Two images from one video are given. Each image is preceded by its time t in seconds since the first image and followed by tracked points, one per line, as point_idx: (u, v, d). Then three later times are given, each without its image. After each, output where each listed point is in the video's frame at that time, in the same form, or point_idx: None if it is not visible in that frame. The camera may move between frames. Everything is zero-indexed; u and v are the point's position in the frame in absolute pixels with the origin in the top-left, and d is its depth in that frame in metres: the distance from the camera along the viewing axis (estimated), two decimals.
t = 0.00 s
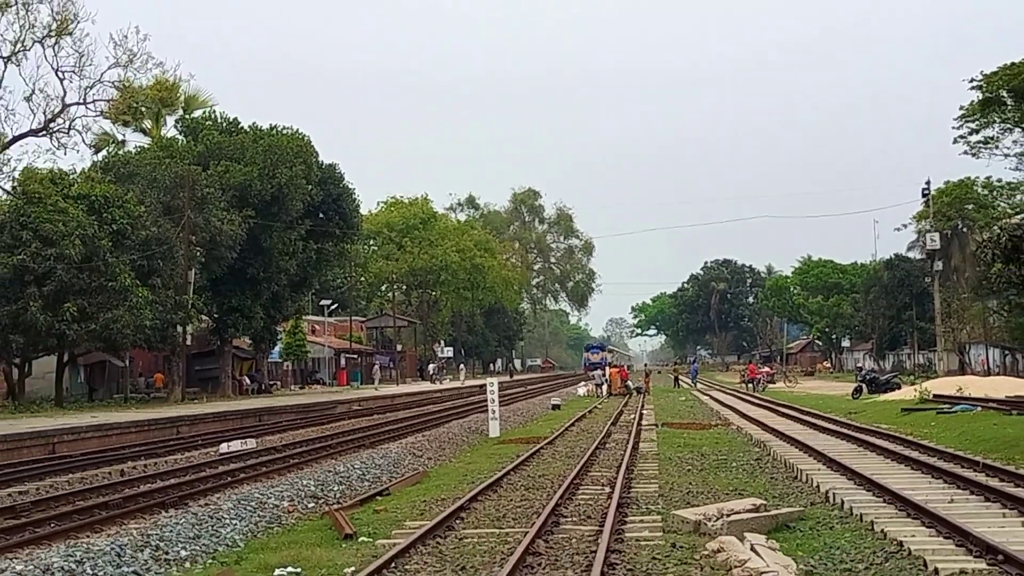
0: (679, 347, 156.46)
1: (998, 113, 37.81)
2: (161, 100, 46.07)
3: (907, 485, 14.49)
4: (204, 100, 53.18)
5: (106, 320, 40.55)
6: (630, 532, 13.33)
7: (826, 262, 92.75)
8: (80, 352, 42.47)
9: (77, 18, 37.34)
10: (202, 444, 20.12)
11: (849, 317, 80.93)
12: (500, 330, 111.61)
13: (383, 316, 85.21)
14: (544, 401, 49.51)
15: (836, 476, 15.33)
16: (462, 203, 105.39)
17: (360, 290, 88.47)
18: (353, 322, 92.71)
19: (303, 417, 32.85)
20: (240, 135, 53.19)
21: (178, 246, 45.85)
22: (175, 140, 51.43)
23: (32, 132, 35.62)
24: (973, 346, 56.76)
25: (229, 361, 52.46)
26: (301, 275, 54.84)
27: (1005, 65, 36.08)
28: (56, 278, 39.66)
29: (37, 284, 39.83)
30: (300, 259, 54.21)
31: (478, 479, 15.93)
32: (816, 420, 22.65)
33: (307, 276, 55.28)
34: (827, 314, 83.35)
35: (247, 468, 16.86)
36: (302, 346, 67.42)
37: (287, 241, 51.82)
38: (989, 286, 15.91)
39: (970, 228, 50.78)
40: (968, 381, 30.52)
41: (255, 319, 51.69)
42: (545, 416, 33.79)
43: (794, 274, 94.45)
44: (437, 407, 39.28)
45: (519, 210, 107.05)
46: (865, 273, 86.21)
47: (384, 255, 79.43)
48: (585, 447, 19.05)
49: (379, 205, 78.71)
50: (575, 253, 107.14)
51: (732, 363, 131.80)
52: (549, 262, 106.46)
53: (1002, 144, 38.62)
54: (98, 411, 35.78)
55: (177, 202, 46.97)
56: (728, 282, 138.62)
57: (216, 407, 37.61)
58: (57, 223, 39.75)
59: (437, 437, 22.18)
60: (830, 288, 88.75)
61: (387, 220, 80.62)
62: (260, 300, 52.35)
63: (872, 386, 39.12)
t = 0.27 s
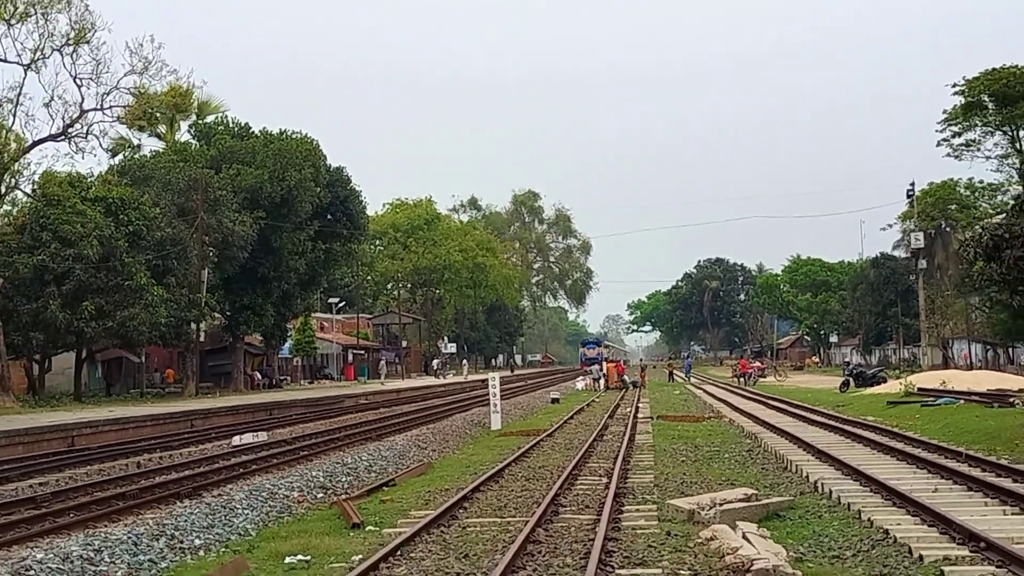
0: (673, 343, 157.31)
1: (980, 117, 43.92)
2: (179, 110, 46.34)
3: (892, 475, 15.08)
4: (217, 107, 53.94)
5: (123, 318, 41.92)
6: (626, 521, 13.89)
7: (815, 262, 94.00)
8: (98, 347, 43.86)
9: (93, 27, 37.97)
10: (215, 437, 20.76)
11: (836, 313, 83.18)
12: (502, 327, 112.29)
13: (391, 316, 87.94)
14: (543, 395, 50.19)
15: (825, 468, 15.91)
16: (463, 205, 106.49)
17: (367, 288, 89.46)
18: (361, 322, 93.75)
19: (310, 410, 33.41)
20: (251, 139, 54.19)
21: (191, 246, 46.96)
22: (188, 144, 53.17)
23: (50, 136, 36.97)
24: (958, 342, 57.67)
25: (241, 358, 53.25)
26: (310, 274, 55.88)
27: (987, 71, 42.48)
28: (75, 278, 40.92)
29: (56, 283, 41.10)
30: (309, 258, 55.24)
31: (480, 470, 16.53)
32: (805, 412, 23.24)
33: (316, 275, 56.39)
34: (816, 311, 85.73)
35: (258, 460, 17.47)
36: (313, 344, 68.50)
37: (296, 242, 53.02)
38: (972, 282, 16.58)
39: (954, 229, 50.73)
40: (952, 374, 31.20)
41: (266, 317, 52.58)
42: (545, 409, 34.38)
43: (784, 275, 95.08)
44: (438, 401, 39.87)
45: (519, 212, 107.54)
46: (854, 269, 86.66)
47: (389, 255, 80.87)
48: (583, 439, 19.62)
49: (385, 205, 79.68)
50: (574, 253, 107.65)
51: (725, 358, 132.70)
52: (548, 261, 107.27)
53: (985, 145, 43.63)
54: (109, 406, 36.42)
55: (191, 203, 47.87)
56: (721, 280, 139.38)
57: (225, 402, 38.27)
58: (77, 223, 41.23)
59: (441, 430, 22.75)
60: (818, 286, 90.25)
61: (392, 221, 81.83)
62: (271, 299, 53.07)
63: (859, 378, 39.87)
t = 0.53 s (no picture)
0: (669, 341, 158.22)
1: (965, 122, 43.98)
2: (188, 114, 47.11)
3: (881, 469, 15.56)
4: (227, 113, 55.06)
5: (137, 317, 42.68)
6: (624, 514, 14.37)
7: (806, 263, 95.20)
8: (113, 346, 44.97)
9: (107, 35, 38.60)
10: (225, 432, 21.32)
11: (827, 312, 83.91)
12: (504, 326, 112.87)
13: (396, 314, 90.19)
14: (543, 391, 50.80)
15: (816, 462, 16.39)
16: (466, 207, 108.27)
17: (371, 288, 90.27)
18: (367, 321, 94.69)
19: (317, 406, 33.96)
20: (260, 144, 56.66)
21: (202, 248, 48.05)
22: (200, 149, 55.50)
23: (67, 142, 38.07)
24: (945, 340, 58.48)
25: (251, 356, 55.34)
26: (319, 274, 57.61)
27: (972, 77, 42.64)
28: (90, 278, 41.61)
29: (72, 284, 41.80)
30: (319, 258, 56.72)
31: (482, 464, 17.03)
32: (797, 408, 23.72)
33: (324, 275, 58.09)
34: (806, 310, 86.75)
35: (266, 455, 17.97)
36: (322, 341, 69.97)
37: (304, 244, 54.78)
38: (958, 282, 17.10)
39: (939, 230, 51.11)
40: (940, 371, 31.80)
41: (275, 317, 54.14)
42: (546, 406, 34.91)
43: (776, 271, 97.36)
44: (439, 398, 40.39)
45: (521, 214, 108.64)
46: (846, 267, 87.37)
47: (394, 256, 83.13)
48: (582, 434, 20.10)
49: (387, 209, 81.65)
50: (573, 254, 108.14)
51: (720, 356, 133.63)
52: (547, 261, 107.82)
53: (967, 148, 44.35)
54: (120, 403, 36.96)
55: (202, 207, 49.37)
56: (715, 280, 140.04)
57: (232, 399, 38.88)
58: (93, 226, 41.90)
59: (444, 426, 23.25)
60: (809, 286, 91.42)
61: (396, 223, 84.25)
62: (280, 298, 54.65)
63: (849, 375, 40.52)
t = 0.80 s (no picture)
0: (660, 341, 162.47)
1: (942, 133, 45.25)
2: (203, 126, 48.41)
3: (862, 462, 16.33)
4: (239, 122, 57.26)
5: (151, 318, 45.21)
6: (617, 505, 15.13)
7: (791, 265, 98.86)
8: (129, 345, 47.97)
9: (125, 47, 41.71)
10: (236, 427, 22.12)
11: (809, 314, 86.29)
12: (503, 326, 114.03)
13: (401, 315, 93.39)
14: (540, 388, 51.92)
15: (801, 456, 17.15)
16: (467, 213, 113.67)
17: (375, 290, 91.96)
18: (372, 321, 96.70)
19: (322, 403, 34.80)
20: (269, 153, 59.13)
21: (215, 252, 50.07)
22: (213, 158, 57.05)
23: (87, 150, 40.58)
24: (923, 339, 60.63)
25: (262, 355, 57.67)
26: (325, 277, 59.32)
27: (948, 90, 44.26)
28: (108, 281, 44.36)
29: (92, 287, 44.61)
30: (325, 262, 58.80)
31: (482, 458, 17.80)
32: (783, 405, 24.51)
33: (331, 278, 59.74)
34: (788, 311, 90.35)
35: (276, 450, 18.74)
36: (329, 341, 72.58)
37: (312, 248, 56.73)
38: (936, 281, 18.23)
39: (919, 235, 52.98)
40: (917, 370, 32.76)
41: (283, 317, 56.31)
42: (543, 402, 35.80)
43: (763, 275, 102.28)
44: (438, 395, 41.27)
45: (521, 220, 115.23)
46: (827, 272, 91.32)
47: (398, 260, 85.11)
48: (576, 429, 20.88)
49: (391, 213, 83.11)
50: (568, 257, 115.49)
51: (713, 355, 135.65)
52: (544, 264, 114.04)
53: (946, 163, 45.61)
54: (136, 399, 38.02)
55: (215, 213, 51.24)
56: (704, 283, 145.42)
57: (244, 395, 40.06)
58: (112, 230, 44.81)
59: (445, 421, 24.05)
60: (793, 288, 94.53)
61: (400, 228, 85.69)
62: (289, 300, 56.78)
63: (831, 373, 41.56)
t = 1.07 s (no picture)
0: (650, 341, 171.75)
1: (916, 144, 46.47)
2: (214, 136, 49.64)
3: (840, 457, 17.24)
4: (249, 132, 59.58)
5: (166, 319, 46.97)
6: (607, 497, 16.00)
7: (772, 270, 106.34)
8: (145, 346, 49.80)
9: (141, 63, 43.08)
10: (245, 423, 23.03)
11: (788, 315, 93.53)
12: (499, 326, 115.39)
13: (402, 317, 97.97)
14: (534, 386, 53.25)
15: (782, 450, 18.05)
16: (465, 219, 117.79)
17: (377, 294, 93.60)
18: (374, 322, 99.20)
19: (325, 399, 35.75)
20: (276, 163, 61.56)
21: (226, 258, 53.25)
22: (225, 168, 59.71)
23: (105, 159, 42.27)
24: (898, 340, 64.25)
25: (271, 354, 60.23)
26: (331, 279, 62.72)
27: (921, 104, 45.32)
28: (125, 284, 45.85)
29: (109, 290, 46.06)
30: (332, 266, 62.18)
31: (479, 453, 18.68)
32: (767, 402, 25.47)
33: (335, 281, 63.14)
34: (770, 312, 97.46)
35: (284, 444, 19.62)
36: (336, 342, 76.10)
37: (319, 254, 59.64)
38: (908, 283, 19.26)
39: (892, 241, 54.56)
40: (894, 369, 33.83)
41: (292, 318, 59.62)
42: (537, 399, 36.83)
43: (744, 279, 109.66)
44: (435, 392, 42.25)
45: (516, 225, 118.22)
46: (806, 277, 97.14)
47: (400, 265, 86.39)
48: (569, 425, 21.80)
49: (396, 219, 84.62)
50: (561, 262, 117.86)
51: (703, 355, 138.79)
52: (539, 268, 116.75)
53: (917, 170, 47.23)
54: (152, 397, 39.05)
55: (225, 220, 54.26)
56: (689, 286, 155.30)
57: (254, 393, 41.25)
58: (129, 235, 46.08)
59: (444, 417, 24.98)
60: (774, 290, 102.92)
61: (402, 234, 87.16)
62: (297, 303, 60.05)
63: (809, 371, 42.77)
